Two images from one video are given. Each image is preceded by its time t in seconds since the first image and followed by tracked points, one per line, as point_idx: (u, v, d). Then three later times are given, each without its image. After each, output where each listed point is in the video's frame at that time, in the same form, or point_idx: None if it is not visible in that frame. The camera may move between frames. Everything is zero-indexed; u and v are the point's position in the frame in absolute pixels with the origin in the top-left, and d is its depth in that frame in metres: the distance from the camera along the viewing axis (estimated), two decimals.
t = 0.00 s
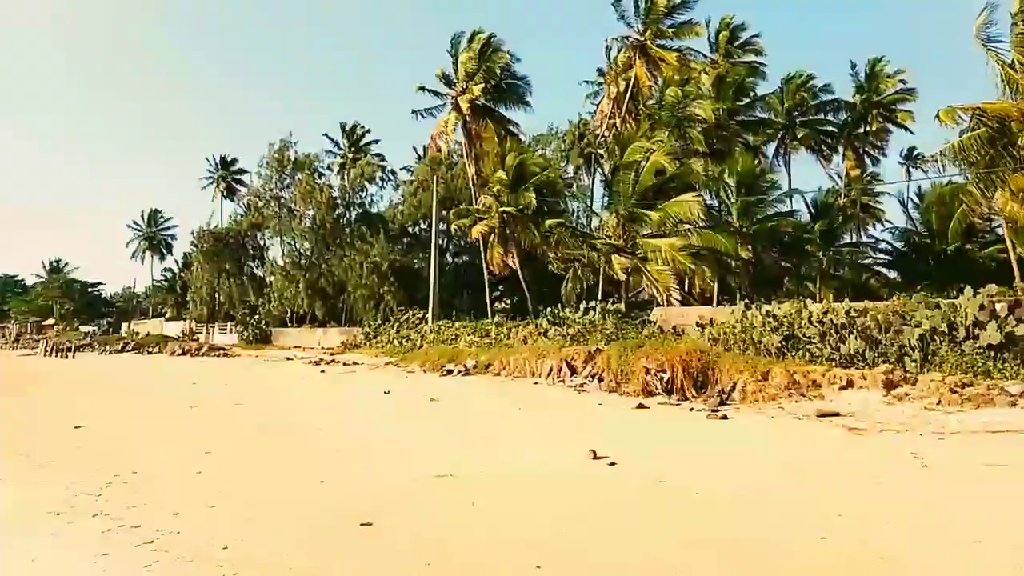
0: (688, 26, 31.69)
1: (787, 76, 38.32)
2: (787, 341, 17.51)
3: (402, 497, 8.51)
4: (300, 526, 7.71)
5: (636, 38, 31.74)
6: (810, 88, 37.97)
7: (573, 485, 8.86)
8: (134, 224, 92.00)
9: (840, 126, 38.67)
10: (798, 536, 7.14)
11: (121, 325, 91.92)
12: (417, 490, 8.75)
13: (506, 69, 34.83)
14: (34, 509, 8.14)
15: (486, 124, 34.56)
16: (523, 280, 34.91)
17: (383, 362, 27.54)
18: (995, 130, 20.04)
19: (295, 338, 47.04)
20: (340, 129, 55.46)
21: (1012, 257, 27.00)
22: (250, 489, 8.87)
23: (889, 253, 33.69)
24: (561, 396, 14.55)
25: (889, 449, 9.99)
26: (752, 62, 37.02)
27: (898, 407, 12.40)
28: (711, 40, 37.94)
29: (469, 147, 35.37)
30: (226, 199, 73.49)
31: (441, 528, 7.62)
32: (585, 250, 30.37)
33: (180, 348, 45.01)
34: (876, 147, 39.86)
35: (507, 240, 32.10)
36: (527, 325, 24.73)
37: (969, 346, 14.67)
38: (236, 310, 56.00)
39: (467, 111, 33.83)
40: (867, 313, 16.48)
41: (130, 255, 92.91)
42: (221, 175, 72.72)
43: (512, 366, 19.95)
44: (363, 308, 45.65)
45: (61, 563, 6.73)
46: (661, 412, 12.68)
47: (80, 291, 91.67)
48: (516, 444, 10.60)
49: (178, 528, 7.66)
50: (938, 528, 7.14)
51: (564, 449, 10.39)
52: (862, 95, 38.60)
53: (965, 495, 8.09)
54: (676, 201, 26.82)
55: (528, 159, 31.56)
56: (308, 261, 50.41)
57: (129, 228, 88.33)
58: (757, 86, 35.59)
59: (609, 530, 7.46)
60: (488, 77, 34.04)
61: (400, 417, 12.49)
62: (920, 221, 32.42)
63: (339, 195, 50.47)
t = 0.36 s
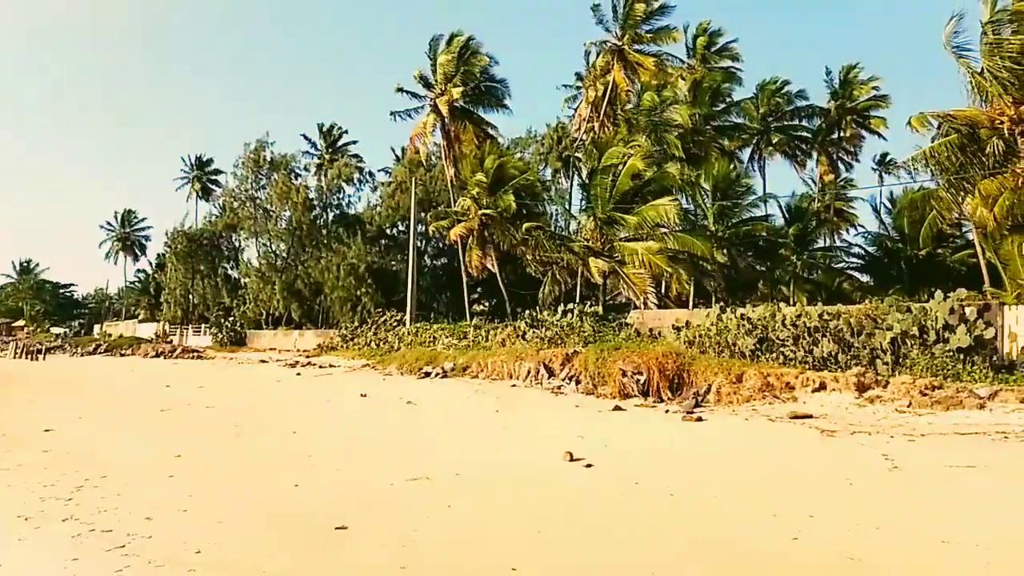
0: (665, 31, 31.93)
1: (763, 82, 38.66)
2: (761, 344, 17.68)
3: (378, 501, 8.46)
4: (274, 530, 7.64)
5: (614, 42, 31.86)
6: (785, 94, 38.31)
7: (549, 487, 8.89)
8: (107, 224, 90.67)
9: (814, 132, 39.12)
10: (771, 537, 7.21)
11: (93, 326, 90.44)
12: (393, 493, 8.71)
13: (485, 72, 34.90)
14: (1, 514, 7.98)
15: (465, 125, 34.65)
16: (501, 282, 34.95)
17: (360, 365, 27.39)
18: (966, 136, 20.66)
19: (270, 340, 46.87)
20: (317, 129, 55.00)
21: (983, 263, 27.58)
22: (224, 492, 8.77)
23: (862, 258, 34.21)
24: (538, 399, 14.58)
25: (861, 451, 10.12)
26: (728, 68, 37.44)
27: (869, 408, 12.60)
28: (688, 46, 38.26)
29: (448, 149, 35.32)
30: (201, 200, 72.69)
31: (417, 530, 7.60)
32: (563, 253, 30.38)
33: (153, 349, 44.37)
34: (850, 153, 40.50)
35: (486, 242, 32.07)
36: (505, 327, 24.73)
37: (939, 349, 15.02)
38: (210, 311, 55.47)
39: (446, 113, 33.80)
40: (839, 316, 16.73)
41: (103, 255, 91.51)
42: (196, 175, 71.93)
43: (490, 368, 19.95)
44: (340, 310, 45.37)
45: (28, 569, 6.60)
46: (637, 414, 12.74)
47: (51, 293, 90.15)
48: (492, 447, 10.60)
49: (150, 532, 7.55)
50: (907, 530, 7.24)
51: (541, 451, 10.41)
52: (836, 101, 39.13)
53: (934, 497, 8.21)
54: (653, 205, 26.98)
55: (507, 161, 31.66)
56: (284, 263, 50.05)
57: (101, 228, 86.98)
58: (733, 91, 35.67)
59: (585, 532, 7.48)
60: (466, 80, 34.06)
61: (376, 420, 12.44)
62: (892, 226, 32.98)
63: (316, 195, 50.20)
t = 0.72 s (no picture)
0: (644, 38, 32.27)
1: (739, 88, 38.96)
2: (736, 348, 17.80)
3: (355, 506, 8.42)
4: (248, 534, 7.58)
5: (594, 48, 32.23)
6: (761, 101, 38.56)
7: (526, 491, 8.90)
8: (81, 226, 89.36)
9: (790, 138, 39.62)
10: (746, 540, 7.28)
11: (65, 330, 88.99)
12: (369, 498, 8.67)
13: (464, 75, 34.92)
14: None
15: (446, 129, 34.65)
16: (481, 286, 34.95)
17: (337, 369, 27.24)
18: (939, 144, 20.96)
19: (246, 344, 46.53)
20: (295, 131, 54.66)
21: (955, 269, 28.02)
22: (198, 497, 8.68)
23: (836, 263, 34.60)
24: (516, 402, 14.59)
25: (834, 454, 10.25)
26: (707, 75, 37.80)
27: (843, 412, 12.77)
28: (667, 52, 38.59)
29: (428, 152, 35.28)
30: (177, 202, 71.86)
31: (393, 535, 7.57)
32: (543, 257, 30.18)
33: (127, 353, 43.74)
34: (825, 159, 41.11)
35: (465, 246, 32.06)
36: (484, 331, 24.73)
37: (912, 354, 15.28)
38: (185, 315, 54.76)
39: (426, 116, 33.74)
40: (813, 321, 16.94)
41: (76, 257, 90.15)
42: (173, 176, 71.15)
43: (469, 372, 19.92)
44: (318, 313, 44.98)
45: None
46: (614, 418, 12.81)
47: (23, 295, 88.71)
48: (469, 451, 10.61)
49: (123, 537, 7.45)
50: (880, 532, 7.34)
51: (519, 455, 10.44)
52: (812, 108, 39.72)
53: (905, 499, 8.34)
54: (631, 210, 27.08)
55: (488, 165, 31.83)
56: (261, 266, 49.73)
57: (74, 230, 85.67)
58: (710, 98, 36.08)
59: (561, 536, 7.51)
60: (446, 83, 34.05)
61: (353, 424, 12.37)
62: (866, 232, 33.41)
63: (294, 198, 49.88)
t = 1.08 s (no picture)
0: (624, 43, 32.52)
1: (717, 93, 39.26)
2: (714, 351, 17.90)
3: (333, 510, 8.38)
4: (223, 539, 7.50)
5: (575, 52, 32.59)
6: (739, 106, 38.92)
7: (505, 493, 8.90)
8: (55, 227, 88.07)
9: (767, 143, 39.98)
10: (723, 541, 7.33)
11: (38, 333, 87.58)
12: (347, 501, 8.64)
13: (444, 78, 34.92)
14: None
15: (426, 131, 34.62)
16: (461, 289, 34.89)
17: (316, 372, 27.10)
18: (913, 149, 21.34)
19: (222, 347, 46.07)
20: (274, 132, 54.28)
21: (928, 273, 28.44)
22: (173, 502, 8.58)
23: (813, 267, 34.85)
24: (496, 405, 14.60)
25: (810, 456, 10.37)
26: (685, 80, 38.14)
27: (818, 414, 12.93)
28: (647, 56, 38.87)
29: (408, 154, 35.22)
30: (153, 203, 71.07)
31: (371, 539, 7.54)
32: (522, 260, 29.77)
33: (101, 356, 43.09)
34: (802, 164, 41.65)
35: (446, 248, 32.04)
36: (464, 334, 24.71)
37: (886, 356, 15.51)
38: (160, 317, 54.12)
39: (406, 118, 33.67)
40: (790, 324, 17.12)
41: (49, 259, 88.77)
42: (150, 177, 70.39)
43: (449, 375, 19.89)
44: (296, 315, 44.47)
45: None
46: (594, 420, 12.85)
47: None
48: (447, 454, 10.60)
49: (97, 543, 7.35)
50: (853, 532, 7.43)
51: (497, 458, 10.45)
52: (789, 112, 40.34)
53: (878, 500, 8.45)
54: (612, 213, 27.54)
55: (468, 169, 31.64)
56: (238, 268, 49.36)
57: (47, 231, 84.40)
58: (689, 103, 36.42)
59: (539, 538, 7.52)
60: (426, 85, 34.07)
61: (331, 427, 12.31)
62: (842, 236, 33.65)
63: (273, 199, 49.56)
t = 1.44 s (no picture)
0: (604, 46, 32.71)
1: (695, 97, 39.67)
2: (692, 352, 18.04)
3: (311, 513, 8.32)
4: (199, 544, 7.42)
5: (555, 55, 32.67)
6: (717, 109, 39.30)
7: (484, 496, 8.90)
8: (28, 229, 86.69)
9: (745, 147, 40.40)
10: (700, 542, 7.38)
11: (10, 336, 86.07)
12: (325, 505, 8.59)
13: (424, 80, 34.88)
14: None
15: (407, 133, 34.54)
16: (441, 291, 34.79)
17: (294, 375, 26.91)
18: (888, 153, 21.64)
19: (199, 349, 45.51)
20: (252, 133, 53.84)
21: (902, 275, 28.81)
22: (148, 506, 8.48)
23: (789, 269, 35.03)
24: (476, 407, 14.59)
25: (787, 456, 10.47)
26: (664, 84, 38.39)
27: (795, 415, 13.07)
28: (627, 60, 39.08)
29: (387, 155, 35.10)
30: (130, 204, 70.17)
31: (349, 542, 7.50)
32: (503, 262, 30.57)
33: (75, 359, 42.44)
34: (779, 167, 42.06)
35: (426, 250, 31.94)
36: (445, 335, 24.68)
37: (862, 357, 15.73)
38: (136, 319, 53.63)
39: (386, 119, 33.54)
40: (767, 325, 17.30)
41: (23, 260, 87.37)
42: (126, 177, 69.55)
43: (429, 378, 19.84)
44: (274, 317, 43.98)
45: None
46: (573, 422, 12.89)
47: None
48: (426, 457, 10.57)
49: (70, 548, 7.24)
50: (829, 532, 7.51)
51: (477, 460, 10.44)
52: (767, 117, 40.72)
53: (854, 500, 8.55)
54: (592, 216, 27.69)
55: (449, 170, 31.65)
56: (216, 269, 48.95)
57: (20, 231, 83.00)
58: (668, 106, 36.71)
59: (517, 540, 7.52)
60: (405, 86, 34.03)
61: (310, 430, 12.23)
62: (818, 239, 34.05)
63: (251, 200, 49.24)
